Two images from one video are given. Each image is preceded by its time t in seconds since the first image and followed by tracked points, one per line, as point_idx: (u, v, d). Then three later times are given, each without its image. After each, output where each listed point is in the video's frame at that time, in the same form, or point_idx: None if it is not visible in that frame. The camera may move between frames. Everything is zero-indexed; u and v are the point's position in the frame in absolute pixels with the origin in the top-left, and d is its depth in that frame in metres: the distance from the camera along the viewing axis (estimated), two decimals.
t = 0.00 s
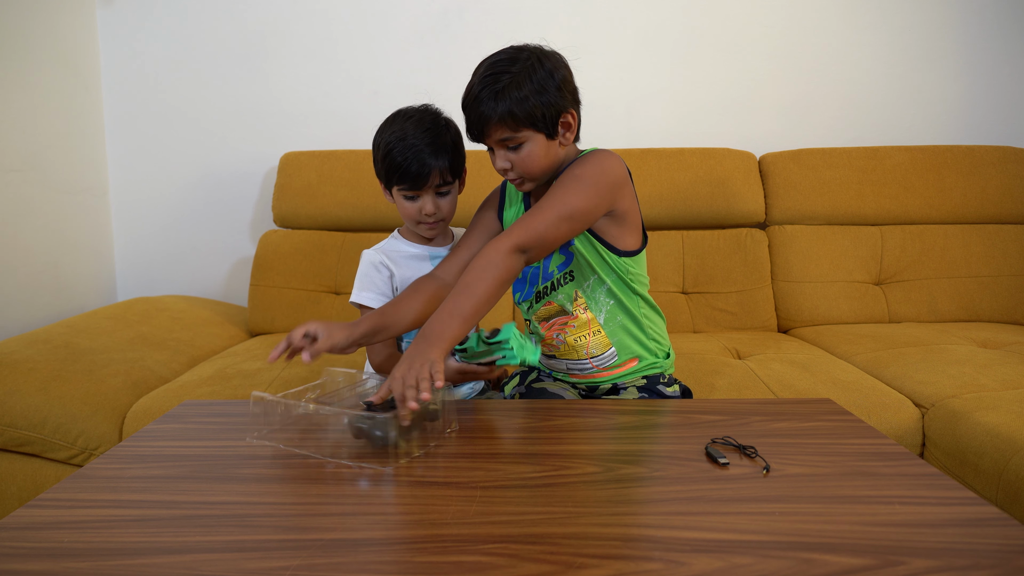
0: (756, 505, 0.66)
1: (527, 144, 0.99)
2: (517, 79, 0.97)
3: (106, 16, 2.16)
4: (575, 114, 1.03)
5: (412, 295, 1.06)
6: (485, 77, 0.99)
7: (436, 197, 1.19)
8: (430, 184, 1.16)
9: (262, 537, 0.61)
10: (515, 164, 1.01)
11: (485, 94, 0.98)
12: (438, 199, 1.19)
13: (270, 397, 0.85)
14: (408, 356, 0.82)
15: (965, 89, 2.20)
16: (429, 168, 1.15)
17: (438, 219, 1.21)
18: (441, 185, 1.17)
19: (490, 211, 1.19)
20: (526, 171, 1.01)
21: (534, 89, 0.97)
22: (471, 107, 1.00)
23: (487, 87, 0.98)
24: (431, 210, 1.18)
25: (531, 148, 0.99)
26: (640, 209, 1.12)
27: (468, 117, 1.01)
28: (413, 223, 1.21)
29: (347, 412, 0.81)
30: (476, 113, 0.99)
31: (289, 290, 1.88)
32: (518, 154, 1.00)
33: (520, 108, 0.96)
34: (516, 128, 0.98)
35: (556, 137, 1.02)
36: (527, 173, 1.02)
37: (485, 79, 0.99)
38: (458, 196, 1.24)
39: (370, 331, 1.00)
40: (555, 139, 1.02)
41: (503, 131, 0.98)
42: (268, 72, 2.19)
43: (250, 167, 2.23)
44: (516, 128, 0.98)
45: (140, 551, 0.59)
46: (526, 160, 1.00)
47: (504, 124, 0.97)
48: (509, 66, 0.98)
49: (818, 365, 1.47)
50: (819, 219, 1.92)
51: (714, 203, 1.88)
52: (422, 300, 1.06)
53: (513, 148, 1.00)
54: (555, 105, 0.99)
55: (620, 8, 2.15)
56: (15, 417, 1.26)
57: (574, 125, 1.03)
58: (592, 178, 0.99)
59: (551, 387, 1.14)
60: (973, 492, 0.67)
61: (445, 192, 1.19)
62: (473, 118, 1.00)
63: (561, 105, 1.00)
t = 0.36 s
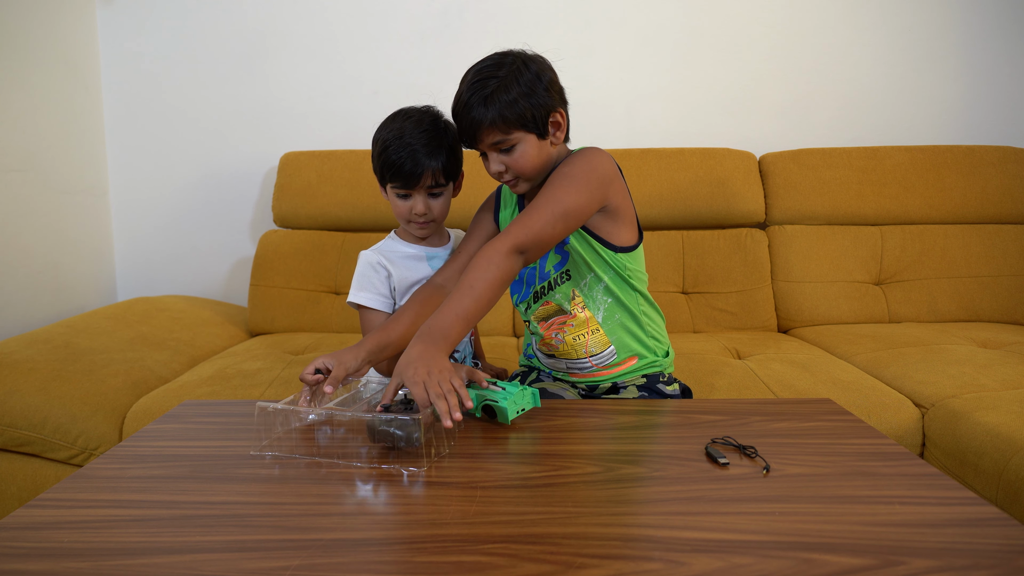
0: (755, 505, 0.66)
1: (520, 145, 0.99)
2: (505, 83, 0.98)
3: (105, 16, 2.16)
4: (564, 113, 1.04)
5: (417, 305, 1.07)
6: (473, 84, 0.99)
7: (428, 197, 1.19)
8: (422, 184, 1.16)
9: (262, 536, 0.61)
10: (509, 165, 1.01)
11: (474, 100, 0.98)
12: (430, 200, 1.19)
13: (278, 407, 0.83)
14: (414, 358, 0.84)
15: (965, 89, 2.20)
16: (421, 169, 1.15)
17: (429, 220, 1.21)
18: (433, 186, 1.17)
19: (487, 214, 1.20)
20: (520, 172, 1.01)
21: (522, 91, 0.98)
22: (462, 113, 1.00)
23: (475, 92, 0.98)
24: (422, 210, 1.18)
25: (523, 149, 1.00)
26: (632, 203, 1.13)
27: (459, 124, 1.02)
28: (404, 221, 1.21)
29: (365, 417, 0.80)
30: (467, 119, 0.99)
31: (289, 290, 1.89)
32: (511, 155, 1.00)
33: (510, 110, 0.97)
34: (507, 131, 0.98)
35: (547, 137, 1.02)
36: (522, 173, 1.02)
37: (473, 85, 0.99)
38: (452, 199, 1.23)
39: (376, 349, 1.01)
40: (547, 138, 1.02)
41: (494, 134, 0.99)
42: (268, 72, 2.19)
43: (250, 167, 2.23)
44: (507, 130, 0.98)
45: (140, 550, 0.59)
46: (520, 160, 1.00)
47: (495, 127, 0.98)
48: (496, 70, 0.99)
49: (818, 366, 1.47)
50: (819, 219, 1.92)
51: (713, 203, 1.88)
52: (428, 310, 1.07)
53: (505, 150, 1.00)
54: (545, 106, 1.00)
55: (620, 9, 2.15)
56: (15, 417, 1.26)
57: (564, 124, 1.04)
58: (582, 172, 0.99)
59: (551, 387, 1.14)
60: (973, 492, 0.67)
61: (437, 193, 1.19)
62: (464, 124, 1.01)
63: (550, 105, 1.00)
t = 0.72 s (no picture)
0: (755, 505, 0.66)
1: (517, 144, 0.99)
2: (501, 82, 0.98)
3: (106, 16, 2.16)
4: (560, 111, 1.04)
5: (421, 305, 1.07)
6: (469, 85, 1.00)
7: (422, 197, 1.19)
8: (415, 183, 1.16)
9: (262, 536, 0.61)
10: (508, 164, 1.01)
11: (471, 101, 0.99)
12: (425, 199, 1.19)
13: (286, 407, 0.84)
14: (425, 360, 0.84)
15: (965, 89, 2.20)
16: (415, 168, 1.14)
17: (424, 219, 1.21)
18: (426, 185, 1.17)
19: (487, 211, 1.20)
20: (519, 171, 1.01)
21: (518, 89, 0.98)
22: (459, 115, 1.00)
23: (472, 93, 0.99)
24: (416, 208, 1.18)
25: (521, 148, 1.00)
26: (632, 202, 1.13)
27: (457, 125, 1.02)
28: (399, 219, 1.21)
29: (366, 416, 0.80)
30: (465, 120, 1.00)
31: (289, 290, 1.88)
32: (509, 154, 1.00)
33: (508, 111, 0.97)
34: (505, 130, 0.98)
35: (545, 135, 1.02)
36: (521, 172, 1.02)
37: (469, 86, 1.00)
38: (449, 198, 1.23)
39: (382, 350, 0.99)
40: (544, 136, 1.02)
41: (492, 135, 0.99)
42: (268, 72, 2.19)
43: (250, 167, 2.23)
44: (505, 129, 0.98)
45: (140, 550, 0.59)
46: (518, 159, 1.00)
47: (493, 128, 0.98)
48: (492, 70, 0.99)
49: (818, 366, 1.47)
50: (819, 219, 1.92)
51: (713, 203, 1.88)
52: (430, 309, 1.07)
53: (503, 149, 1.00)
54: (541, 104, 1.00)
55: (620, 9, 2.15)
56: (15, 417, 1.26)
57: (561, 121, 1.04)
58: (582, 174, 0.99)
59: (550, 387, 1.13)
60: (973, 492, 0.67)
61: (432, 192, 1.19)
62: (462, 126, 1.01)
63: (547, 103, 1.01)
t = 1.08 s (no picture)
0: (755, 505, 0.66)
1: (523, 142, 1.00)
2: (506, 81, 0.98)
3: (105, 15, 2.16)
4: (565, 109, 1.04)
5: (428, 305, 1.07)
6: (475, 84, 1.00)
7: (416, 197, 1.18)
8: (407, 183, 1.16)
9: (262, 536, 0.61)
10: (513, 163, 1.01)
11: (477, 100, 0.99)
12: (418, 199, 1.18)
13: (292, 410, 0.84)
14: (433, 354, 0.84)
15: (965, 89, 2.20)
16: (409, 168, 1.14)
17: (418, 220, 1.20)
18: (419, 185, 1.16)
19: (490, 210, 1.20)
20: (524, 169, 1.02)
21: (523, 88, 0.98)
22: (465, 114, 1.01)
23: (476, 92, 0.99)
24: (410, 209, 1.18)
25: (526, 146, 1.00)
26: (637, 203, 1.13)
27: (462, 125, 1.02)
28: (394, 218, 1.21)
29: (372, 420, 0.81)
30: (470, 119, 1.00)
31: (289, 290, 1.89)
32: (515, 152, 1.00)
33: (513, 109, 0.97)
34: (511, 129, 0.98)
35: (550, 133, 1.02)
36: (527, 170, 1.02)
37: (475, 85, 1.00)
38: (444, 199, 1.22)
39: (391, 349, 1.00)
40: (549, 134, 1.03)
41: (497, 133, 0.99)
42: (268, 71, 2.19)
43: (250, 167, 2.23)
44: (510, 127, 0.98)
45: (140, 550, 0.59)
46: (524, 158, 1.01)
47: (498, 126, 0.98)
48: (496, 69, 1.00)
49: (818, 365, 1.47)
50: (819, 219, 1.92)
51: (713, 203, 1.88)
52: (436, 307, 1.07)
53: (508, 147, 1.00)
54: (546, 102, 1.00)
55: (620, 8, 2.15)
56: (15, 417, 1.26)
57: (565, 121, 1.04)
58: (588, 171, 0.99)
59: (551, 387, 1.13)
60: (973, 492, 0.67)
61: (426, 192, 1.18)
62: (466, 125, 1.01)
63: (552, 102, 1.01)
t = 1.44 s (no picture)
0: (755, 505, 0.66)
1: (532, 134, 0.99)
2: (520, 73, 0.98)
3: (105, 15, 2.16)
4: (575, 106, 1.04)
5: (438, 311, 1.04)
6: (488, 74, 1.00)
7: (416, 196, 1.18)
8: (407, 181, 1.15)
9: (262, 536, 0.61)
10: (521, 155, 1.01)
11: (490, 89, 0.99)
12: (419, 199, 1.18)
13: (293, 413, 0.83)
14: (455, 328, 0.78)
15: (965, 89, 2.20)
16: (409, 167, 1.14)
17: (419, 220, 1.20)
18: (418, 184, 1.16)
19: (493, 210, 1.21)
20: (532, 162, 1.01)
21: (537, 80, 0.99)
22: (476, 103, 1.00)
23: (490, 82, 0.99)
24: (410, 208, 1.17)
25: (536, 139, 1.00)
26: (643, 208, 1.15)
27: (473, 114, 1.02)
28: (393, 218, 1.21)
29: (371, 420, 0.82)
30: (481, 108, 0.99)
31: (290, 290, 1.89)
32: (524, 145, 1.00)
33: (527, 100, 0.97)
34: (523, 120, 0.98)
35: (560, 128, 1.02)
36: (535, 164, 1.01)
37: (489, 75, 1.00)
38: (444, 198, 1.22)
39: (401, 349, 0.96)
40: (559, 130, 1.03)
41: (509, 123, 0.98)
42: (268, 71, 2.19)
43: (250, 167, 2.23)
44: (520, 119, 0.98)
45: (140, 550, 0.59)
46: (532, 150, 1.00)
47: (511, 117, 0.98)
48: (511, 60, 1.00)
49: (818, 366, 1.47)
50: (819, 219, 1.92)
51: (713, 203, 1.88)
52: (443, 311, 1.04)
53: (518, 139, 1.00)
54: (559, 97, 1.00)
55: (619, 8, 2.15)
56: (15, 417, 1.26)
57: (575, 118, 1.05)
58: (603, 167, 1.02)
59: (551, 387, 1.13)
60: (973, 493, 0.67)
61: (426, 191, 1.18)
62: (477, 114, 1.01)
63: (565, 98, 1.01)
